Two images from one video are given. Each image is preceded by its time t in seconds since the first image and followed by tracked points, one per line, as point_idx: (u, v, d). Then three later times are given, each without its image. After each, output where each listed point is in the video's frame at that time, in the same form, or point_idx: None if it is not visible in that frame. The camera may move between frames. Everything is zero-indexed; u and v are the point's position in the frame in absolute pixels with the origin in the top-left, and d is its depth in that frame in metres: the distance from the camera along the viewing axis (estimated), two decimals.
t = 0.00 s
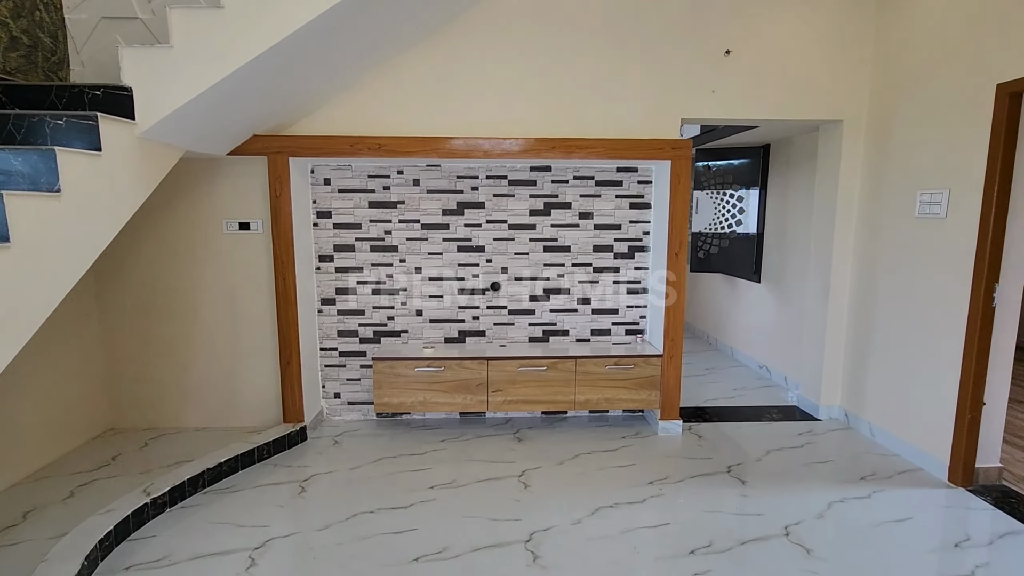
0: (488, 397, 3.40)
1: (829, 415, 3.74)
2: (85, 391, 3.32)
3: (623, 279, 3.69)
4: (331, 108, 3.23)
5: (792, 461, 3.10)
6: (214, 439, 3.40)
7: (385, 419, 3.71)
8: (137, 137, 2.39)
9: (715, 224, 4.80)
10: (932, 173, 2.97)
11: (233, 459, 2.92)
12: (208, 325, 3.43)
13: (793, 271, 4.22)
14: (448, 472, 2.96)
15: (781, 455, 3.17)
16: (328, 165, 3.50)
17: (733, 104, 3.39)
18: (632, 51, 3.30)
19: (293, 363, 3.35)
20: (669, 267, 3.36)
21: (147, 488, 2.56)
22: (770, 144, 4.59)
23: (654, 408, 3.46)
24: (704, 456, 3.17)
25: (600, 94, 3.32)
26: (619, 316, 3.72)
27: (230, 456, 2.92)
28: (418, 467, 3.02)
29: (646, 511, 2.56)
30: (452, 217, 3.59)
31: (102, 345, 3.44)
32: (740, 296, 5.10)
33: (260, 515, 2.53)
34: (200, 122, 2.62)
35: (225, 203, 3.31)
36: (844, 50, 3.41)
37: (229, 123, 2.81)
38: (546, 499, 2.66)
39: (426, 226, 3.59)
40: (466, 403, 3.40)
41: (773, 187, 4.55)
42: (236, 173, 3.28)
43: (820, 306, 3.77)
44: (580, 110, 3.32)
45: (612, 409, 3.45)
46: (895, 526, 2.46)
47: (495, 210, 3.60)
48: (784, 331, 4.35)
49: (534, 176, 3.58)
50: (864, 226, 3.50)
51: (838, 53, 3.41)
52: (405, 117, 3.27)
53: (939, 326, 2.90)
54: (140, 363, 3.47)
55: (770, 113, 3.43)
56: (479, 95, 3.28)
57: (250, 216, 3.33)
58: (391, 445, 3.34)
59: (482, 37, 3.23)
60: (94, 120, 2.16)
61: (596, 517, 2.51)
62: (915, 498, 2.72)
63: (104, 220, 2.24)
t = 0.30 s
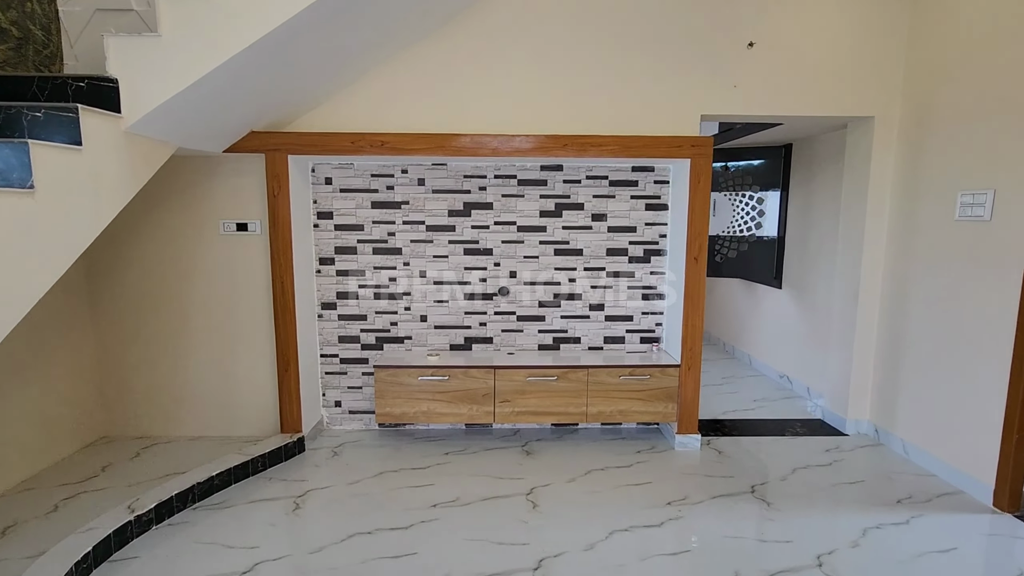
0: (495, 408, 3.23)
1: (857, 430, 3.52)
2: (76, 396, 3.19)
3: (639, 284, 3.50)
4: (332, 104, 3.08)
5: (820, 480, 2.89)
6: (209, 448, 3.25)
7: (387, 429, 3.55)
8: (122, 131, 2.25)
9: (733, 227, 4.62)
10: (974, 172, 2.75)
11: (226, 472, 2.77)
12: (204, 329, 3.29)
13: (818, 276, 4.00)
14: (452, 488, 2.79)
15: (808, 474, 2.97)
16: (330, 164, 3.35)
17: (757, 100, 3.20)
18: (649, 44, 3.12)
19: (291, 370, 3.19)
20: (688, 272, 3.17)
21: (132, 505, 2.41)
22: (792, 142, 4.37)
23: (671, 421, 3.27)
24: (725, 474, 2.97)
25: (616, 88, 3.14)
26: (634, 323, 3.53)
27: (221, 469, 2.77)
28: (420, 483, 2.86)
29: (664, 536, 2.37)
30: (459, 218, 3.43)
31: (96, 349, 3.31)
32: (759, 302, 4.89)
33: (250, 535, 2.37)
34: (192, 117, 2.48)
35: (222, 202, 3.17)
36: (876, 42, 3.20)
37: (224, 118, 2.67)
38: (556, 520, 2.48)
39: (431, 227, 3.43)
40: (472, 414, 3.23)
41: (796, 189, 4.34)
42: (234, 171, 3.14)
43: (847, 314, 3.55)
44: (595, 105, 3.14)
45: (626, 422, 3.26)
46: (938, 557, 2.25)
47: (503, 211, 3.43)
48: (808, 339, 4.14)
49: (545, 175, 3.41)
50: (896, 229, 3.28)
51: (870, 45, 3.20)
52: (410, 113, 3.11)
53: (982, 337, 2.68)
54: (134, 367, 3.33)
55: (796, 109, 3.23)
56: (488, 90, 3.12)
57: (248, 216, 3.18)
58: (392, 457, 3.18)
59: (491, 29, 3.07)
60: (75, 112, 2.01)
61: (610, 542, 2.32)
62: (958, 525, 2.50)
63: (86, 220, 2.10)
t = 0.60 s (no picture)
0: (497, 421, 3.04)
1: (884, 450, 3.29)
2: (58, 399, 3.05)
3: (651, 291, 3.30)
4: (329, 98, 2.92)
5: (846, 507, 2.67)
6: (195, 458, 3.09)
7: (384, 441, 3.37)
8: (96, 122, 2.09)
9: (751, 232, 4.35)
10: (1019, 174, 2.53)
11: (208, 487, 2.61)
12: (192, 332, 3.13)
13: (842, 285, 3.78)
14: (449, 508, 2.61)
15: (833, 499, 2.75)
16: (326, 161, 3.19)
17: (781, 96, 2.99)
18: (666, 36, 2.93)
19: (281, 378, 3.02)
20: (704, 279, 2.96)
21: (103, 523, 2.25)
22: (815, 144, 4.17)
23: (685, 439, 3.06)
24: (743, 497, 2.76)
25: (629, 83, 2.95)
26: (645, 332, 3.33)
27: (203, 484, 2.61)
28: (415, 502, 2.67)
29: (678, 569, 2.16)
30: (461, 219, 3.25)
31: (80, 352, 3.17)
32: (777, 311, 4.66)
33: (229, 559, 2.20)
34: (175, 108, 2.32)
35: (213, 200, 3.02)
36: (910, 35, 2.98)
37: (211, 110, 2.51)
38: (560, 548, 2.29)
39: (432, 229, 3.25)
40: (473, 427, 3.04)
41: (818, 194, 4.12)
42: (226, 168, 2.99)
43: (874, 326, 3.33)
44: (606, 102, 2.96)
45: (637, 438, 3.06)
46: None
47: (508, 213, 3.25)
48: (830, 352, 3.91)
49: (553, 175, 3.22)
50: (930, 236, 3.06)
51: (903, 38, 2.98)
52: (410, 108, 2.94)
53: None
54: (120, 372, 3.18)
55: (823, 106, 3.02)
56: (493, 83, 2.94)
57: (240, 215, 3.02)
58: (387, 472, 3.00)
59: (498, 19, 2.89)
60: (41, 99, 1.82)
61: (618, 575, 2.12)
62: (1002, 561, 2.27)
63: (54, 218, 1.94)
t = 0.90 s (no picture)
0: (497, 436, 2.86)
1: (910, 472, 3.08)
2: (37, 405, 2.90)
3: (663, 299, 3.10)
4: (324, 91, 2.75)
5: (873, 536, 2.47)
6: (178, 470, 2.92)
7: (378, 453, 3.20)
8: (65, 111, 1.92)
9: (768, 237, 4.13)
10: None
11: (187, 504, 2.44)
12: (177, 337, 2.96)
13: (865, 294, 3.57)
14: (444, 531, 2.43)
15: (859, 528, 2.55)
16: (321, 158, 3.02)
17: (805, 93, 2.80)
18: (683, 28, 2.74)
19: (270, 387, 2.85)
20: (721, 287, 2.77)
21: (69, 545, 2.09)
22: (836, 146, 3.95)
23: (697, 457, 2.87)
24: (761, 523, 2.56)
25: (643, 77, 2.76)
26: (656, 343, 3.14)
27: (181, 501, 2.43)
28: (408, 523, 2.49)
29: None
30: (463, 221, 3.07)
31: (61, 355, 3.01)
32: (793, 320, 4.46)
33: None
34: (154, 98, 2.15)
35: (201, 197, 2.85)
36: (946, 28, 2.78)
37: (195, 101, 2.35)
38: None
39: (431, 230, 3.08)
40: (472, 442, 2.86)
41: (840, 198, 3.92)
42: (214, 163, 2.82)
43: (901, 339, 3.12)
44: (618, 97, 2.77)
45: (647, 456, 2.87)
46: None
47: (512, 214, 3.06)
48: (851, 365, 3.71)
49: (560, 175, 3.04)
50: (964, 245, 2.85)
51: (939, 32, 2.78)
52: (410, 102, 2.76)
53: None
54: (101, 377, 3.02)
55: (851, 105, 2.82)
56: (498, 76, 2.76)
57: (228, 214, 2.86)
58: (380, 488, 2.83)
59: (504, 8, 2.72)
60: None
61: None
62: None
63: (15, 215, 1.77)
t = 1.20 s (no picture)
0: (497, 449, 2.66)
1: (938, 491, 2.89)
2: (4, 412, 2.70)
3: (675, 303, 2.91)
4: (313, 77, 2.55)
5: (905, 564, 2.28)
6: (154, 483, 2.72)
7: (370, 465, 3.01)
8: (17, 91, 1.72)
9: (781, 238, 3.93)
10: None
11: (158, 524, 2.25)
12: (155, 339, 2.76)
13: (888, 300, 3.38)
14: (439, 555, 2.23)
15: (889, 554, 2.35)
16: (311, 149, 2.83)
17: (831, 83, 2.60)
18: (701, 12, 2.54)
19: (253, 395, 2.65)
20: (740, 291, 2.57)
21: (23, 572, 1.90)
22: (855, 142, 3.75)
23: (712, 474, 2.67)
24: (782, 547, 2.37)
25: (657, 64, 2.56)
26: (668, 350, 2.94)
27: (153, 520, 2.25)
28: (400, 545, 2.30)
29: None
30: (462, 218, 2.88)
31: (31, 358, 2.82)
32: (808, 325, 4.26)
33: None
34: (121, 79, 1.95)
35: (181, 190, 2.66)
36: (984, 14, 2.58)
37: (170, 85, 2.15)
38: None
39: (428, 228, 2.88)
40: (470, 456, 2.67)
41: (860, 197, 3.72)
42: (195, 154, 2.63)
43: (928, 347, 2.92)
44: (630, 86, 2.57)
45: (657, 472, 2.67)
46: None
47: (515, 211, 2.87)
48: (872, 374, 3.51)
49: (566, 170, 2.84)
50: (1000, 247, 2.65)
51: (976, 18, 2.58)
52: (406, 90, 2.56)
53: None
54: (74, 382, 2.82)
55: (880, 96, 2.62)
56: (501, 63, 2.56)
57: (210, 209, 2.66)
58: (371, 505, 2.63)
59: None
60: None
61: None
62: None
63: None
